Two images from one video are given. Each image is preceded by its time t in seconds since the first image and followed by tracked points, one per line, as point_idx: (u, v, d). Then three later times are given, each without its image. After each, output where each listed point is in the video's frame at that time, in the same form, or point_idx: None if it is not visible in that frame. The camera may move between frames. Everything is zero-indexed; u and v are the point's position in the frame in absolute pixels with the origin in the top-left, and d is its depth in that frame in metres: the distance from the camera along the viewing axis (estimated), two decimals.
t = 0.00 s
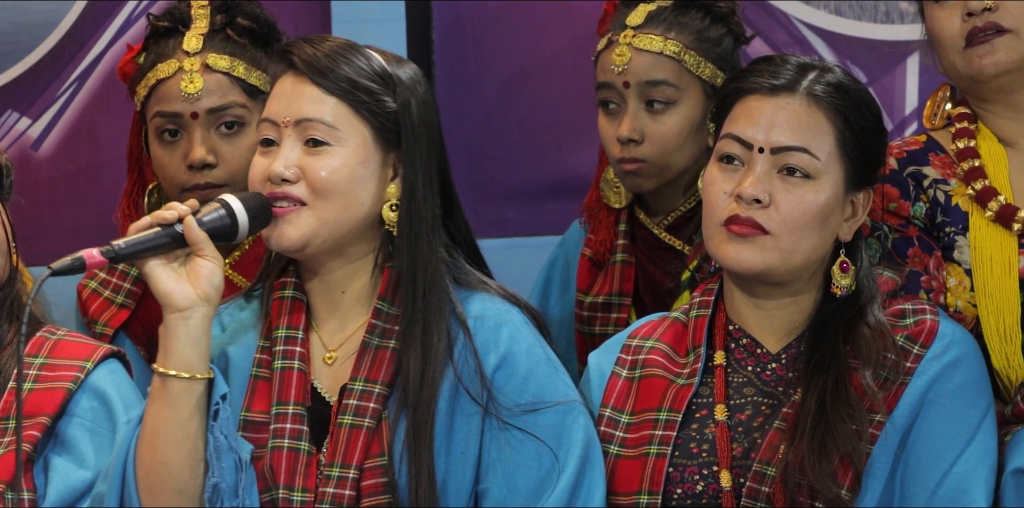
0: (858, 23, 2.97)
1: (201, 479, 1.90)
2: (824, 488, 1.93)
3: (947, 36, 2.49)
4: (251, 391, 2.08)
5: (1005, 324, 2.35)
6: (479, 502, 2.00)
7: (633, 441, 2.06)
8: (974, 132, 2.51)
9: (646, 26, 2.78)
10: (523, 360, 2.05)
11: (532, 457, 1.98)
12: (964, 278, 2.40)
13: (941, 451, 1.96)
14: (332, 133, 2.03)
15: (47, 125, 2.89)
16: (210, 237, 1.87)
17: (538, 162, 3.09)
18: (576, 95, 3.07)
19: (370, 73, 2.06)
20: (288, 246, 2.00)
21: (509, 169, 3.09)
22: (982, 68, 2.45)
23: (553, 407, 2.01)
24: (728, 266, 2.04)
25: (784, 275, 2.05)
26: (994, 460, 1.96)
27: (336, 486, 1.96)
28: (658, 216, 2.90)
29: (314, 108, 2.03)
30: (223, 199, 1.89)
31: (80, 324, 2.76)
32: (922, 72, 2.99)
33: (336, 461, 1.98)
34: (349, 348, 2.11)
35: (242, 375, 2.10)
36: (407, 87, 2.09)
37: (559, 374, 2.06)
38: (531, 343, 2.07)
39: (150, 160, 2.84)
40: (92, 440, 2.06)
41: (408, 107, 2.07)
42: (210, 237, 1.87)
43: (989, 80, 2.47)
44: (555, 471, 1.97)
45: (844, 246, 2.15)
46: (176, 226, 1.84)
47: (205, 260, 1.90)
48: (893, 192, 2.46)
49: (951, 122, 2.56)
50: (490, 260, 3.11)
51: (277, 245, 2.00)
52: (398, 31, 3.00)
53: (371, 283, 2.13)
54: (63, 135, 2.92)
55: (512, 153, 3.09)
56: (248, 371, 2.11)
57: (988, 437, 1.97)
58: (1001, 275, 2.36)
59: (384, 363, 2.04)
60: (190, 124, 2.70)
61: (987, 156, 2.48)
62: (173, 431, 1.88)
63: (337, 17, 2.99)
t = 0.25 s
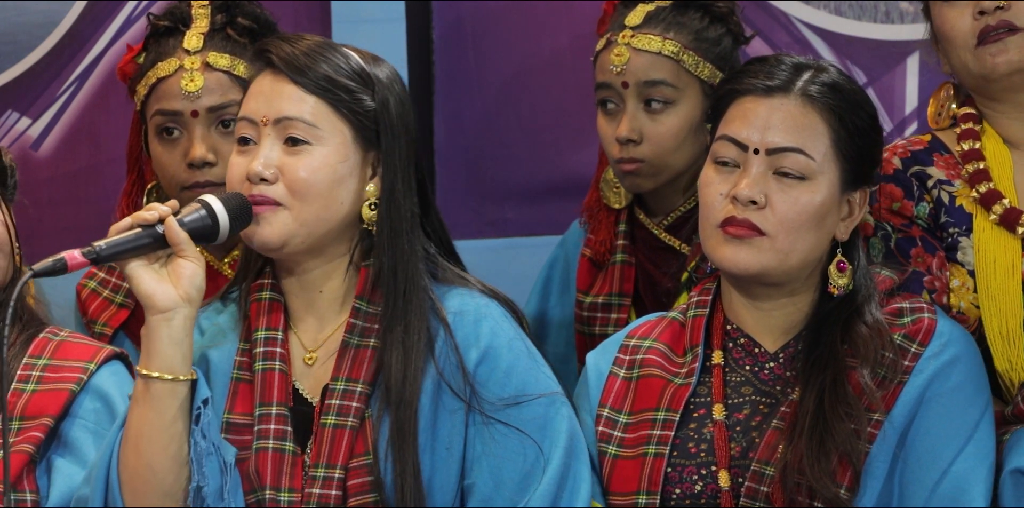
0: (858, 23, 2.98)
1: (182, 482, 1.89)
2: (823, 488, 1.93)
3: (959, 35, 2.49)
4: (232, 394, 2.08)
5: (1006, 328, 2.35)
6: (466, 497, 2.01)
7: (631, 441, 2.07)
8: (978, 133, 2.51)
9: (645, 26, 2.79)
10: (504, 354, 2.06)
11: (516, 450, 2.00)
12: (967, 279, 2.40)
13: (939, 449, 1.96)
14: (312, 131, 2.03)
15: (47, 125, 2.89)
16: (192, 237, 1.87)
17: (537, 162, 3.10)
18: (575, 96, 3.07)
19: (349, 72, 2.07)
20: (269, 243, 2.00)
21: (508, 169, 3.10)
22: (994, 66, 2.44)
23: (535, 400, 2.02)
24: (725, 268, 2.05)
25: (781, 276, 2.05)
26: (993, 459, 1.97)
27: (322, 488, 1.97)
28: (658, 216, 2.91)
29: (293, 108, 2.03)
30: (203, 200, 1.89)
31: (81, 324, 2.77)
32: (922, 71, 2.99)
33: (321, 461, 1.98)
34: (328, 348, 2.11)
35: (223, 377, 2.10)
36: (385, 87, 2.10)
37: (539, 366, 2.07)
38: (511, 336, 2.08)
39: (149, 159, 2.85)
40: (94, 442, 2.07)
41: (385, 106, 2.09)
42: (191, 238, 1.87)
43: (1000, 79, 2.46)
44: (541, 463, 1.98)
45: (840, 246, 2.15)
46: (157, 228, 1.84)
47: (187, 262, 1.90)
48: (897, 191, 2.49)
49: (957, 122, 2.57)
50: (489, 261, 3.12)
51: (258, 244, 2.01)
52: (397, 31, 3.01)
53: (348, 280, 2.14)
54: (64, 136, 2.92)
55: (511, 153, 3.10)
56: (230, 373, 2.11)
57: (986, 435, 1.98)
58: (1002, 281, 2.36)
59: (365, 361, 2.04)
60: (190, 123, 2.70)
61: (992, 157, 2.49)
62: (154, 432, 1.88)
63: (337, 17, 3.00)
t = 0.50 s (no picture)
0: (858, 23, 2.97)
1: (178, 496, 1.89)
2: (824, 488, 1.93)
3: (962, 39, 2.48)
4: (227, 402, 2.06)
5: (1009, 328, 2.35)
6: (462, 503, 2.01)
7: (632, 440, 2.06)
8: (984, 134, 2.51)
9: (645, 27, 2.78)
10: (501, 359, 2.05)
11: (513, 457, 2.00)
12: (972, 279, 2.40)
13: (940, 449, 1.96)
14: (298, 134, 2.02)
15: (47, 125, 2.90)
16: (180, 251, 1.86)
17: (537, 162, 3.09)
18: (575, 96, 3.07)
19: (336, 74, 2.07)
20: (260, 251, 2.00)
21: (508, 169, 3.10)
22: (997, 69, 2.43)
23: (532, 406, 2.02)
24: (725, 269, 2.04)
25: (782, 276, 2.05)
26: (994, 457, 1.97)
27: (318, 494, 1.96)
28: (659, 217, 2.90)
29: (279, 111, 2.02)
30: (189, 212, 1.88)
31: (80, 325, 2.77)
32: (922, 72, 2.99)
33: (317, 470, 1.97)
34: (323, 355, 2.11)
35: (217, 385, 2.08)
36: (372, 88, 2.10)
37: (537, 373, 2.07)
38: (507, 342, 2.08)
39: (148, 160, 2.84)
40: (94, 442, 2.06)
41: (373, 107, 2.08)
42: (179, 252, 1.85)
43: (1004, 81, 2.45)
44: (538, 469, 1.97)
45: (841, 246, 2.15)
46: (145, 244, 1.81)
47: (176, 277, 1.88)
48: (903, 190, 2.49)
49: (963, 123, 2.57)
50: (489, 260, 3.11)
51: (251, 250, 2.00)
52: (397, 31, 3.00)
53: (341, 284, 2.13)
54: (64, 136, 2.93)
55: (511, 152, 3.09)
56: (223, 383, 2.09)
57: (987, 436, 1.98)
58: (1008, 280, 2.36)
59: (360, 368, 2.03)
60: (189, 123, 2.69)
61: (997, 156, 2.49)
62: (149, 450, 1.86)
63: (337, 17, 2.99)
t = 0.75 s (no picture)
0: (859, 23, 2.96)
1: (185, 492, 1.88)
2: (824, 488, 1.92)
3: (959, 40, 2.47)
4: (231, 400, 2.06)
5: (1011, 325, 2.34)
6: (463, 490, 2.00)
7: (633, 441, 2.05)
8: (984, 134, 2.50)
9: (646, 28, 2.78)
10: (498, 346, 2.04)
11: (511, 443, 1.98)
12: (973, 277, 2.39)
13: (940, 450, 1.95)
14: (310, 132, 2.02)
15: (47, 125, 2.89)
16: (193, 245, 1.84)
17: (537, 162, 3.08)
18: (575, 95, 3.06)
19: (339, 72, 2.07)
20: (271, 249, 1.98)
21: (508, 169, 3.09)
22: (995, 70, 2.42)
23: (530, 392, 2.01)
24: (726, 268, 2.03)
25: (783, 276, 2.04)
26: (995, 457, 1.96)
27: (322, 486, 1.95)
28: (661, 216, 2.89)
29: (288, 110, 2.01)
30: (204, 206, 1.86)
31: (79, 325, 2.76)
32: (922, 72, 2.98)
33: (320, 461, 1.96)
34: (324, 350, 2.10)
35: (219, 385, 2.08)
36: (374, 88, 2.10)
37: (535, 362, 2.06)
38: (505, 329, 2.07)
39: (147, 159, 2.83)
40: (94, 442, 2.06)
41: (377, 107, 2.09)
42: (191, 246, 1.83)
43: (1002, 83, 2.44)
44: (535, 456, 1.96)
45: (842, 246, 2.14)
46: (158, 236, 1.81)
47: (188, 270, 1.87)
48: (904, 190, 2.49)
49: (963, 124, 2.56)
50: (488, 260, 3.10)
51: (261, 249, 1.98)
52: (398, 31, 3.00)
53: (338, 283, 2.11)
54: (64, 135, 2.92)
55: (511, 152, 3.08)
56: (226, 380, 2.08)
57: (988, 436, 1.97)
58: (1009, 278, 2.35)
59: (360, 360, 2.02)
60: (189, 122, 2.69)
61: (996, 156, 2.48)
62: (156, 443, 1.86)
63: (337, 17, 2.98)
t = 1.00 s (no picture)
0: (859, 23, 2.97)
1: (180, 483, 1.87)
2: (824, 488, 1.92)
3: (952, 42, 2.49)
4: (231, 398, 2.06)
5: (1009, 329, 2.34)
6: (462, 493, 2.00)
7: (632, 442, 2.06)
8: (978, 136, 2.51)
9: (648, 28, 2.78)
10: (499, 350, 2.05)
11: (511, 446, 1.99)
12: (968, 278, 2.39)
13: (939, 450, 1.95)
14: (311, 136, 2.02)
15: (47, 125, 2.88)
16: (185, 242, 1.84)
17: (537, 162, 3.09)
18: (575, 96, 3.07)
19: (343, 74, 2.07)
20: (270, 248, 1.99)
21: (508, 169, 3.09)
22: (988, 72, 2.45)
23: (531, 395, 2.01)
24: (726, 269, 2.04)
25: (783, 276, 2.04)
26: (994, 457, 1.96)
27: (322, 485, 1.95)
28: (662, 216, 2.89)
29: (287, 110, 2.02)
30: (195, 204, 1.87)
31: (78, 325, 2.76)
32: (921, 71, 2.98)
33: (320, 460, 1.96)
34: (327, 349, 2.10)
35: (221, 381, 2.08)
36: (379, 89, 2.10)
37: (537, 365, 2.06)
38: (507, 332, 2.08)
39: (147, 160, 2.84)
40: (93, 442, 2.06)
41: (381, 109, 2.09)
42: (183, 242, 1.84)
43: (995, 83, 2.47)
44: (535, 459, 1.96)
45: (841, 246, 2.14)
46: (149, 232, 1.81)
47: (180, 265, 1.87)
48: (898, 192, 2.49)
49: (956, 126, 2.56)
50: (488, 260, 3.10)
51: (257, 248, 1.99)
52: (397, 31, 3.00)
53: (344, 283, 2.13)
54: (63, 135, 2.92)
55: (511, 152, 3.09)
56: (228, 379, 2.08)
57: (987, 437, 1.97)
58: (1004, 279, 2.36)
59: (363, 360, 2.03)
60: (189, 122, 2.69)
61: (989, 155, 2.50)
62: (150, 436, 1.85)
63: (337, 17, 2.99)
